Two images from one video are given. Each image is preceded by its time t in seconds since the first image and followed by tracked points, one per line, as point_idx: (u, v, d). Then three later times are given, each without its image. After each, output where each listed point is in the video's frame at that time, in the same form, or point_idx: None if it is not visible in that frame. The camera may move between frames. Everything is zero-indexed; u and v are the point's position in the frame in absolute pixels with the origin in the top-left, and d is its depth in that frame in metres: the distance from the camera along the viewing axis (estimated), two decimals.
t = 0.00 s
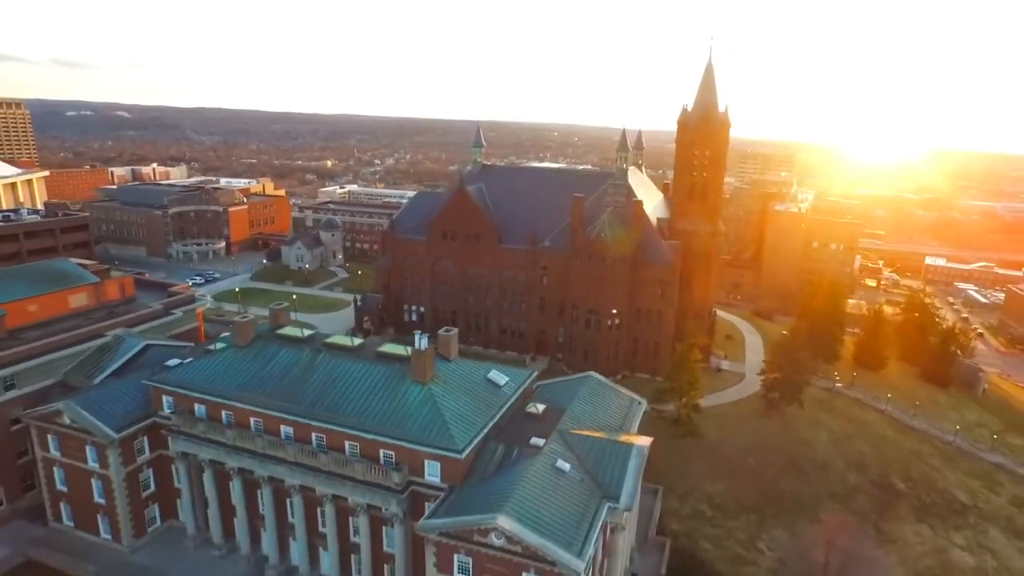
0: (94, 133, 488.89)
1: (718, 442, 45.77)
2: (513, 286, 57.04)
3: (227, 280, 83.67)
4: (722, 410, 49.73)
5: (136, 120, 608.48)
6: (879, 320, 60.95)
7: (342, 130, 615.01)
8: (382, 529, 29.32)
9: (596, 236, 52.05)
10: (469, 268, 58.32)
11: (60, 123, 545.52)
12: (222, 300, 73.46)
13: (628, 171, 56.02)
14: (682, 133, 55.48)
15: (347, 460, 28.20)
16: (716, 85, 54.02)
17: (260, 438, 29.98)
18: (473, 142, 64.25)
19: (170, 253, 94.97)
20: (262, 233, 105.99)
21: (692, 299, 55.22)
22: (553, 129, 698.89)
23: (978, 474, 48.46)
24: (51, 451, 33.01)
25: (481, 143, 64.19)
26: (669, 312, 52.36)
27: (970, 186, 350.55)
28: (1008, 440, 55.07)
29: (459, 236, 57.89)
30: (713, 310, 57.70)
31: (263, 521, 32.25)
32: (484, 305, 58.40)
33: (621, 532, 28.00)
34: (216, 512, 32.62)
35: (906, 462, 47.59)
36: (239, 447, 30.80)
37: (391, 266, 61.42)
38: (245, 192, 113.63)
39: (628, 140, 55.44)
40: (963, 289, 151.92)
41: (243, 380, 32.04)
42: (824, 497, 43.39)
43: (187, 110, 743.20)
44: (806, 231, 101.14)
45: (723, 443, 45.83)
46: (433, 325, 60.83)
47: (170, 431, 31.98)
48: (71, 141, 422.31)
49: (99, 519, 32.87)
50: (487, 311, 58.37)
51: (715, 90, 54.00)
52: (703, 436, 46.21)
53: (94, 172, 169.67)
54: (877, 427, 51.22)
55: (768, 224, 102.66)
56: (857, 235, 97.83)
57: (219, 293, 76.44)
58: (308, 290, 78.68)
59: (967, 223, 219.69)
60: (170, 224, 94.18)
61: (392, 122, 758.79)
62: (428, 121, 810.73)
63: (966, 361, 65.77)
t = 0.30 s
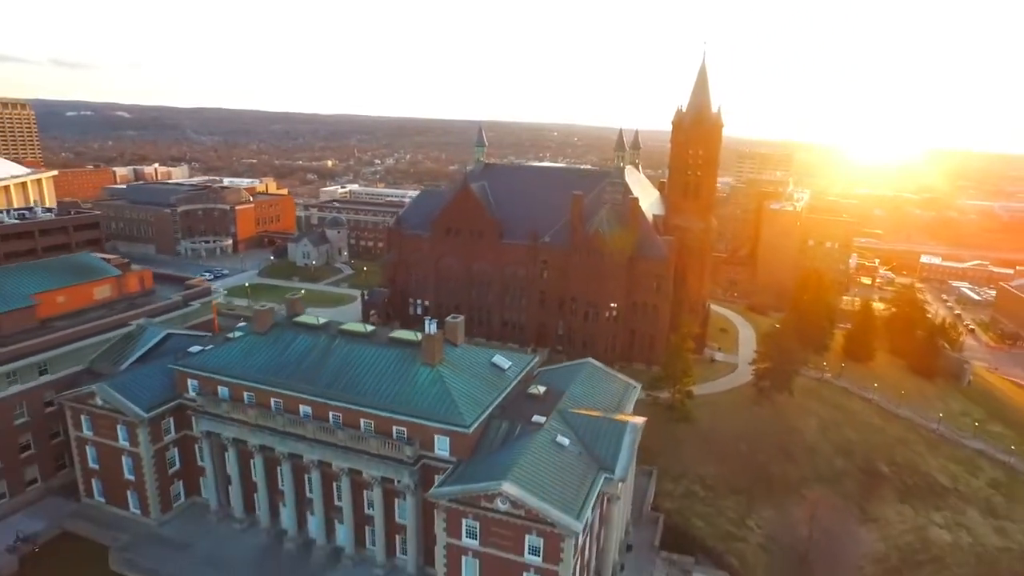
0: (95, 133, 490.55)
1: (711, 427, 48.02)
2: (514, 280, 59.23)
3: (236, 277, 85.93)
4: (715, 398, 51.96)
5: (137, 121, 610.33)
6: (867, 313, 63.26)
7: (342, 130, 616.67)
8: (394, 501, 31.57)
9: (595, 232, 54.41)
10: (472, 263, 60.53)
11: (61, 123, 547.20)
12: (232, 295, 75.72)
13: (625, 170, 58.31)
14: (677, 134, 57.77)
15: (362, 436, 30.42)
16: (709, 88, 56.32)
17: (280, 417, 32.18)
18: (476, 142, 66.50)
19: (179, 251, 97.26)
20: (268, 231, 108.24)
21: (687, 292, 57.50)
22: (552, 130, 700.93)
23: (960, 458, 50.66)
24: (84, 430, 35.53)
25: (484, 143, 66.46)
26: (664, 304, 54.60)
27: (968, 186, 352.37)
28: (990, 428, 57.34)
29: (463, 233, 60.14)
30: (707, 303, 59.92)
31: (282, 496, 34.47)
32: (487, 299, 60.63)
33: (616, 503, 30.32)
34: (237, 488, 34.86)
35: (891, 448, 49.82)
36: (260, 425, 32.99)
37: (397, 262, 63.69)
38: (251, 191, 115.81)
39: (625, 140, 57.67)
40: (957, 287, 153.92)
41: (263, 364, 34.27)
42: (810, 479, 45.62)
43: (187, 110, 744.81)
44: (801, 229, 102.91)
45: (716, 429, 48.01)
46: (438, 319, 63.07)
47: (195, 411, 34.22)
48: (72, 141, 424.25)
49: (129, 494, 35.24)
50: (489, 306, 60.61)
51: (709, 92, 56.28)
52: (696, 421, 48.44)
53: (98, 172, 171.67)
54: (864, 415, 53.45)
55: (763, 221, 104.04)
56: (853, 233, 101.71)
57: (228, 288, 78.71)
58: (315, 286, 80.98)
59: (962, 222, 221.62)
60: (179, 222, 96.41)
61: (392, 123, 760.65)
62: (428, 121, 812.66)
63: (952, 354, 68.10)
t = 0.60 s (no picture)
0: (95, 133, 492.26)
1: (704, 413, 50.35)
2: (515, 275, 61.53)
3: (244, 273, 88.29)
4: (707, 386, 54.31)
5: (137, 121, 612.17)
6: (856, 306, 65.55)
7: (342, 130, 618.47)
8: (404, 476, 33.90)
9: (593, 228, 56.74)
10: (475, 258, 62.82)
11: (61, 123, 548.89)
12: (241, 290, 78.05)
13: (621, 169, 60.55)
14: (671, 134, 60.08)
15: (375, 415, 32.68)
16: (702, 90, 58.65)
17: (298, 398, 34.45)
18: (478, 142, 68.88)
19: (187, 248, 99.62)
20: (274, 229, 110.60)
21: (682, 285, 59.89)
22: (551, 130, 703.07)
23: (941, 444, 52.97)
24: (113, 412, 37.93)
25: (485, 143, 68.81)
26: (660, 297, 56.91)
27: (965, 186, 354.43)
28: (973, 416, 59.67)
29: (466, 228, 62.46)
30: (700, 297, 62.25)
31: (299, 474, 36.74)
32: (489, 293, 62.96)
33: (611, 477, 32.73)
34: (256, 466, 37.17)
35: (875, 434, 52.16)
36: (279, 406, 35.27)
37: (402, 257, 66.00)
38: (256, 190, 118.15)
39: (621, 140, 59.93)
40: (950, 285, 156.04)
41: (281, 350, 36.57)
42: (797, 462, 47.99)
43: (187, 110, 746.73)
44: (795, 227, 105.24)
45: (708, 415, 50.31)
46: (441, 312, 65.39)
47: (217, 393, 36.49)
48: (73, 141, 426.29)
49: (155, 472, 37.58)
50: (491, 299, 62.97)
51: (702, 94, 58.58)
52: (689, 408, 50.76)
53: (101, 172, 173.80)
54: (850, 403, 55.80)
55: (758, 219, 106.18)
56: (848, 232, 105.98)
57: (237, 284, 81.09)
58: (321, 282, 83.35)
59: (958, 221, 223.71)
60: (187, 220, 98.71)
61: (391, 123, 762.59)
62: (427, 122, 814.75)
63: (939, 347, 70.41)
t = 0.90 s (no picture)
0: (96, 133, 493.98)
1: (697, 400, 52.70)
2: (516, 269, 63.80)
3: (252, 269, 90.62)
4: (701, 375, 56.66)
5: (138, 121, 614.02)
6: (845, 300, 67.90)
7: (343, 130, 620.85)
8: (414, 453, 36.22)
9: (592, 224, 59.12)
10: (478, 253, 65.13)
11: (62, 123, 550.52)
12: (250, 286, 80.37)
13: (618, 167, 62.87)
14: (667, 134, 62.50)
15: (387, 395, 35.00)
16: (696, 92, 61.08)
17: (314, 380, 36.74)
18: (480, 142, 71.23)
19: (195, 246, 101.92)
20: (279, 227, 112.92)
21: (678, 279, 62.28)
22: (551, 130, 705.43)
23: (925, 431, 55.32)
24: (138, 395, 40.27)
25: (487, 142, 71.11)
26: (656, 290, 59.22)
27: (962, 185, 356.65)
28: (957, 405, 62.03)
29: (469, 225, 64.77)
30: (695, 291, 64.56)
31: (314, 453, 39.06)
32: (491, 287, 65.32)
33: (607, 453, 35.08)
34: (274, 446, 39.49)
35: (862, 420, 54.51)
36: (296, 389, 37.57)
37: (407, 253, 68.33)
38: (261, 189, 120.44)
39: (618, 139, 62.18)
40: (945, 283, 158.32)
41: (297, 336, 38.88)
42: (786, 446, 50.35)
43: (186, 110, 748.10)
44: (790, 225, 107.56)
45: (702, 402, 52.62)
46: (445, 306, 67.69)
47: (237, 377, 38.79)
48: (73, 141, 427.60)
49: (178, 452, 39.91)
50: (494, 293, 65.34)
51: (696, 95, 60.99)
52: (684, 395, 53.09)
53: (106, 172, 175.92)
54: (838, 392, 58.16)
55: (754, 217, 108.46)
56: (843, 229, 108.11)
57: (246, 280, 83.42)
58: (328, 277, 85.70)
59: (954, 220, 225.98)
60: (195, 218, 100.99)
61: (391, 123, 764.77)
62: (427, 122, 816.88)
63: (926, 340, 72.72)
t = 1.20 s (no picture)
0: (97, 134, 496.07)
1: (690, 388, 55.14)
2: (517, 264, 66.22)
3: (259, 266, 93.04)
4: (695, 365, 59.12)
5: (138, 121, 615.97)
6: (835, 294, 70.37)
7: (342, 130, 622.78)
8: (423, 433, 38.65)
9: (590, 220, 61.63)
10: (480, 248, 67.55)
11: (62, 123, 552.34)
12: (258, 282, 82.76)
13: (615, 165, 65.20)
14: (662, 133, 64.88)
15: (398, 378, 37.44)
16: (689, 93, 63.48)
17: (329, 365, 39.17)
18: (483, 141, 73.61)
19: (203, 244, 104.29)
20: (284, 225, 115.31)
21: (673, 273, 64.80)
22: (550, 130, 707.67)
23: (909, 418, 57.78)
24: (161, 380, 42.70)
25: (489, 142, 73.46)
26: (651, 284, 61.71)
27: (958, 184, 359.12)
28: (941, 394, 64.52)
29: (472, 221, 67.23)
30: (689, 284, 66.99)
31: (327, 435, 41.50)
32: (493, 281, 67.74)
33: (603, 433, 37.52)
34: (289, 428, 41.94)
35: (848, 408, 56.97)
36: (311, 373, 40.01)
37: (412, 249, 70.71)
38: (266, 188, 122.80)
39: (616, 139, 64.46)
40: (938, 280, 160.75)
41: (312, 325, 41.33)
42: (774, 432, 52.80)
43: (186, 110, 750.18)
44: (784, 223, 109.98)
45: (694, 390, 55.09)
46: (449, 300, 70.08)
47: (256, 363, 41.22)
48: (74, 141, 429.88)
49: (200, 434, 42.36)
50: (495, 287, 67.75)
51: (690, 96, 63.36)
52: (677, 384, 55.53)
53: (110, 172, 178.16)
54: (826, 381, 60.61)
55: (749, 215, 110.84)
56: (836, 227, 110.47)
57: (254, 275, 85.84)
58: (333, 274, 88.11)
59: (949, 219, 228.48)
60: (203, 216, 103.37)
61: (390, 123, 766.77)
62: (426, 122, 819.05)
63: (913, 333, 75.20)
